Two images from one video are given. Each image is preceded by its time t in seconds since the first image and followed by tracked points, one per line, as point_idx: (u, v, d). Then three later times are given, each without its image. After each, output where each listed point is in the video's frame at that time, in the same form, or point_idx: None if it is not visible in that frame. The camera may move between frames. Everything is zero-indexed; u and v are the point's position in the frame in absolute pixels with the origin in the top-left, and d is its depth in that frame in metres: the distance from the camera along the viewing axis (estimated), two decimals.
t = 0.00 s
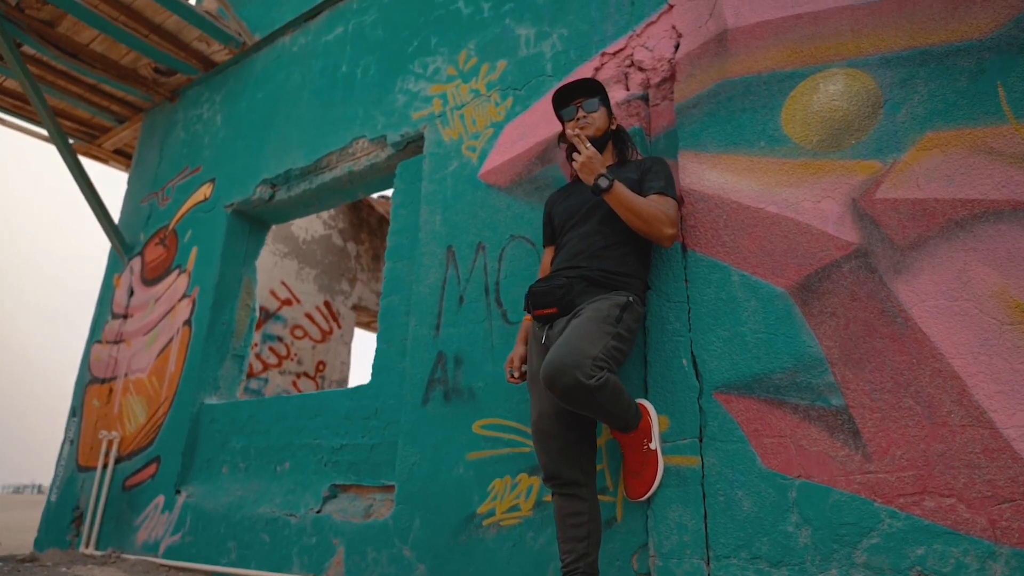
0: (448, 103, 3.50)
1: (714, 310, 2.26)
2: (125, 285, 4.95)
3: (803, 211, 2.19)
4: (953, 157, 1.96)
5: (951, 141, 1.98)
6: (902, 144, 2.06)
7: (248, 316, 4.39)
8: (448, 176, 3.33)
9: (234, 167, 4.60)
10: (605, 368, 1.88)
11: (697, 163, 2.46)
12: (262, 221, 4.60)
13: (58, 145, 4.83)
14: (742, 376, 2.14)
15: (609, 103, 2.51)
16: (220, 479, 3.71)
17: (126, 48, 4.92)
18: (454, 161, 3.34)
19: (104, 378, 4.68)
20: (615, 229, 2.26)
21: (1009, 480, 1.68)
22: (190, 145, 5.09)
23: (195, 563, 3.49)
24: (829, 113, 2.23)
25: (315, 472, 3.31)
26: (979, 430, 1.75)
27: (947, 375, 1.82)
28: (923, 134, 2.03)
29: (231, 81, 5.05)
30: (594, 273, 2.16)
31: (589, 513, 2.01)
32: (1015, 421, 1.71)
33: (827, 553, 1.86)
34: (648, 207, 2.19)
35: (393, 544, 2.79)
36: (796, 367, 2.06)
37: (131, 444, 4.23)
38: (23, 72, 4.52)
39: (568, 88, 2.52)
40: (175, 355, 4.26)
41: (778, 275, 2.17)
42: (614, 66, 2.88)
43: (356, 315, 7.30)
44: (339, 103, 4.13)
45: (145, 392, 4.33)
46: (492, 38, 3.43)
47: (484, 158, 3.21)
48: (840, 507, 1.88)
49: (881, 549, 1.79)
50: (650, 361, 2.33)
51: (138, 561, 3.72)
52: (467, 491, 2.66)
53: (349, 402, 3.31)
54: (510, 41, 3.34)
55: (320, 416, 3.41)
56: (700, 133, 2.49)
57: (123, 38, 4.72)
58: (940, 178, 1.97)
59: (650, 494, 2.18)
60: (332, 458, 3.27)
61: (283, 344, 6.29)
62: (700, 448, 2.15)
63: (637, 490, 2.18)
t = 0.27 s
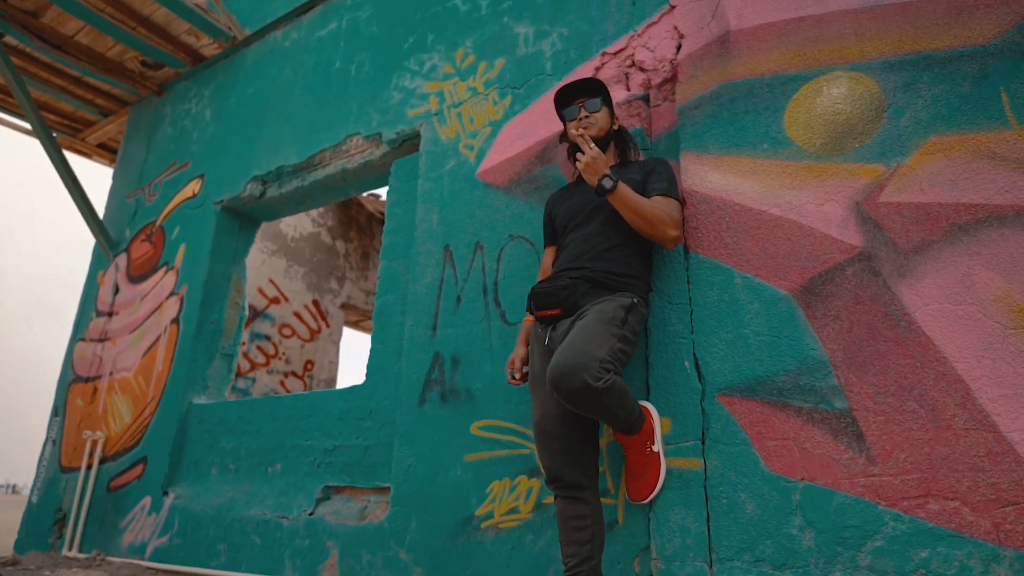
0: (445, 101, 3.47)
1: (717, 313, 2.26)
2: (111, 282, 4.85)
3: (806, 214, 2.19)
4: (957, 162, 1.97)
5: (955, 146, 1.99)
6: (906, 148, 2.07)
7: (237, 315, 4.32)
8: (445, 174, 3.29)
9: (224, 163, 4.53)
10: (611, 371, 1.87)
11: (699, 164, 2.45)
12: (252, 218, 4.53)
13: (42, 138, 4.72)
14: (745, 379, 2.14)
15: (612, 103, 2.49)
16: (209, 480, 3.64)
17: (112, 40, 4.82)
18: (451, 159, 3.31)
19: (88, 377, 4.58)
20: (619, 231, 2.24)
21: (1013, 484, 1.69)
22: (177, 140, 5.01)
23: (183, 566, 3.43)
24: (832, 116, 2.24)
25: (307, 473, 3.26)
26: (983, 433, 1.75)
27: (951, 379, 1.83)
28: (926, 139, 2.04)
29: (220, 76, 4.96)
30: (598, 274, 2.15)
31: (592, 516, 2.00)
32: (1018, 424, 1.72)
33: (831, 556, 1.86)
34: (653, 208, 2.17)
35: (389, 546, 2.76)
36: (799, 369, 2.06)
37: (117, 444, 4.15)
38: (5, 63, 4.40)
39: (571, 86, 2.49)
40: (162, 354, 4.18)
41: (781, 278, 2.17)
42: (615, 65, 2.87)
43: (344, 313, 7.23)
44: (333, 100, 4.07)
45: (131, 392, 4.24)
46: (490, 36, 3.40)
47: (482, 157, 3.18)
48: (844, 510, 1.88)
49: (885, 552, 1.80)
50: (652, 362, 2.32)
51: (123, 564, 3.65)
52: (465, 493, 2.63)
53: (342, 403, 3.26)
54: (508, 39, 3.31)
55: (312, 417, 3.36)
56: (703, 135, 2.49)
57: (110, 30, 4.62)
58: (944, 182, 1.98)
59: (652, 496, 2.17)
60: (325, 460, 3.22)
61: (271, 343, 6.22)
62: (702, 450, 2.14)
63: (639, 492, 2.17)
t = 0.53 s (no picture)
0: (440, 98, 3.44)
1: (717, 315, 2.26)
2: (92, 278, 4.74)
3: (807, 218, 2.19)
4: (958, 168, 2.00)
5: (955, 152, 2.01)
6: (906, 153, 2.09)
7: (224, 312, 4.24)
8: (441, 173, 3.26)
9: (211, 157, 4.45)
10: (617, 373, 1.86)
11: (700, 166, 2.46)
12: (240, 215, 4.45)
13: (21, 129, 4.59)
14: (746, 382, 2.14)
15: (612, 104, 2.48)
16: (195, 481, 3.57)
17: (96, 30, 4.71)
18: (447, 157, 3.28)
19: (69, 375, 4.47)
20: (621, 232, 2.23)
21: (1013, 487, 1.71)
22: (162, 133, 4.91)
23: (168, 569, 3.36)
24: (833, 120, 2.25)
25: (297, 474, 3.21)
26: (984, 436, 1.77)
27: (952, 383, 1.84)
28: (927, 144, 2.06)
29: (207, 69, 4.87)
30: (601, 275, 2.14)
31: (594, 519, 1.98)
32: (1019, 428, 1.74)
33: (832, 559, 1.87)
34: (655, 210, 2.17)
35: (383, 548, 2.73)
36: (800, 372, 2.07)
37: (98, 444, 4.06)
38: None
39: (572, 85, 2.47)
40: (146, 352, 4.09)
41: (783, 281, 2.18)
42: (614, 66, 2.86)
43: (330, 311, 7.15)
44: (325, 95, 4.02)
45: (114, 390, 4.15)
46: (487, 34, 3.37)
47: (478, 156, 3.16)
48: (846, 513, 1.89)
49: (886, 554, 1.81)
50: (652, 364, 2.32)
51: (105, 566, 3.57)
52: (461, 495, 2.61)
53: (334, 403, 3.22)
54: (505, 38, 3.29)
55: (303, 417, 3.31)
56: (703, 137, 2.49)
57: (94, 20, 4.51)
58: (944, 188, 2.00)
59: (653, 499, 2.16)
60: (316, 461, 3.17)
61: (256, 341, 6.14)
62: (703, 452, 2.14)
63: (640, 495, 2.16)
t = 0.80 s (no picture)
0: (434, 96, 3.40)
1: (716, 317, 2.26)
2: (70, 273, 4.62)
3: (807, 221, 2.21)
4: (955, 174, 2.02)
5: (953, 158, 2.04)
6: (905, 158, 2.11)
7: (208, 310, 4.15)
8: (435, 171, 3.23)
9: (197, 151, 4.36)
10: (620, 375, 1.84)
11: (699, 169, 2.46)
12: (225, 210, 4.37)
13: None
14: (745, 384, 2.15)
15: (612, 104, 2.47)
16: (178, 482, 3.50)
17: (77, 19, 4.59)
18: (441, 155, 3.24)
19: (45, 372, 4.36)
20: (621, 233, 2.22)
21: (1010, 489, 1.73)
22: (145, 126, 4.80)
23: (151, 571, 3.28)
24: (832, 124, 2.27)
25: (286, 475, 3.15)
26: (981, 439, 1.80)
27: (950, 387, 1.87)
28: (925, 150, 2.09)
29: (192, 61, 4.78)
30: (602, 277, 2.12)
31: (594, 521, 1.97)
32: (1015, 431, 1.76)
33: (831, 560, 1.88)
34: (657, 211, 2.16)
35: (375, 550, 2.69)
36: (799, 375, 2.08)
37: (77, 444, 3.96)
38: None
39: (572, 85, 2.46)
40: (128, 349, 4.00)
41: (782, 284, 2.18)
42: (613, 66, 2.85)
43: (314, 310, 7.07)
44: (315, 91, 3.96)
45: (94, 388, 4.05)
46: (482, 32, 3.35)
47: (473, 154, 3.13)
48: (845, 515, 1.90)
49: (884, 556, 1.82)
50: (651, 366, 2.32)
51: (85, 570, 3.47)
52: (456, 497, 2.58)
53: (324, 403, 3.17)
54: (501, 36, 3.27)
55: (291, 417, 3.25)
56: (702, 139, 2.49)
57: (75, 9, 4.40)
58: (942, 194, 2.02)
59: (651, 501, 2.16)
60: (305, 461, 3.12)
61: (239, 339, 6.04)
62: (702, 454, 2.14)
63: (639, 498, 2.16)
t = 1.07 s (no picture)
0: (428, 93, 3.37)
1: (714, 320, 2.27)
2: (50, 269, 4.51)
3: (805, 224, 2.22)
4: (951, 180, 2.05)
5: (949, 164, 2.07)
6: (902, 163, 2.13)
7: (193, 307, 4.08)
8: (429, 169, 3.20)
9: (182, 146, 4.28)
10: (623, 376, 1.84)
11: (697, 171, 2.46)
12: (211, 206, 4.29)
13: None
14: (743, 386, 2.15)
15: (611, 105, 2.47)
16: (162, 483, 3.43)
17: (59, 9, 4.48)
18: (435, 154, 3.22)
19: (23, 369, 4.25)
20: (621, 234, 2.22)
21: (1005, 491, 1.76)
22: (129, 119, 4.70)
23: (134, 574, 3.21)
24: (829, 129, 2.28)
25: (274, 476, 3.10)
26: (977, 442, 1.82)
27: (946, 390, 1.89)
28: (922, 156, 2.11)
29: (177, 54, 4.69)
30: (602, 277, 2.12)
31: (594, 523, 1.96)
32: (1011, 434, 1.79)
33: (829, 562, 1.89)
34: (657, 213, 2.16)
35: (367, 552, 2.66)
36: (797, 377, 2.09)
37: (56, 443, 3.86)
38: None
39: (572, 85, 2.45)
40: (110, 347, 3.91)
41: (780, 286, 2.19)
42: (610, 67, 2.85)
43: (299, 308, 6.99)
44: (306, 86, 3.90)
45: (74, 386, 3.96)
46: (477, 30, 3.32)
47: (468, 153, 3.11)
48: (842, 517, 1.91)
49: (881, 557, 1.84)
50: (648, 367, 2.31)
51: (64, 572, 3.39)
52: (450, 498, 2.56)
53: (314, 403, 3.12)
54: (497, 34, 3.25)
55: (280, 417, 3.20)
56: (700, 141, 2.50)
57: None
58: (939, 199, 2.05)
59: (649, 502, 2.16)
60: (294, 462, 3.07)
61: (223, 337, 5.94)
62: (700, 456, 2.14)
63: (637, 500, 2.15)
